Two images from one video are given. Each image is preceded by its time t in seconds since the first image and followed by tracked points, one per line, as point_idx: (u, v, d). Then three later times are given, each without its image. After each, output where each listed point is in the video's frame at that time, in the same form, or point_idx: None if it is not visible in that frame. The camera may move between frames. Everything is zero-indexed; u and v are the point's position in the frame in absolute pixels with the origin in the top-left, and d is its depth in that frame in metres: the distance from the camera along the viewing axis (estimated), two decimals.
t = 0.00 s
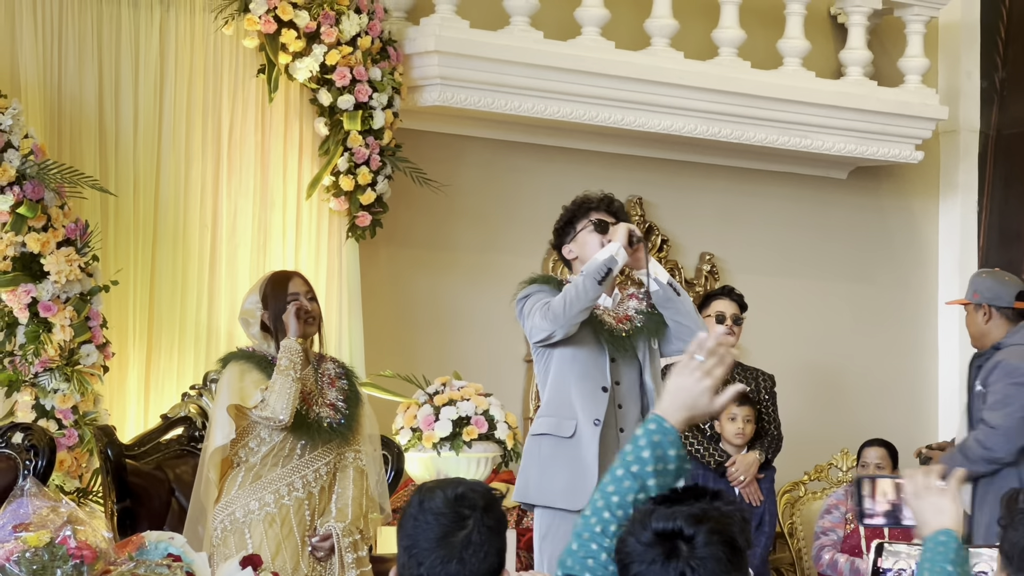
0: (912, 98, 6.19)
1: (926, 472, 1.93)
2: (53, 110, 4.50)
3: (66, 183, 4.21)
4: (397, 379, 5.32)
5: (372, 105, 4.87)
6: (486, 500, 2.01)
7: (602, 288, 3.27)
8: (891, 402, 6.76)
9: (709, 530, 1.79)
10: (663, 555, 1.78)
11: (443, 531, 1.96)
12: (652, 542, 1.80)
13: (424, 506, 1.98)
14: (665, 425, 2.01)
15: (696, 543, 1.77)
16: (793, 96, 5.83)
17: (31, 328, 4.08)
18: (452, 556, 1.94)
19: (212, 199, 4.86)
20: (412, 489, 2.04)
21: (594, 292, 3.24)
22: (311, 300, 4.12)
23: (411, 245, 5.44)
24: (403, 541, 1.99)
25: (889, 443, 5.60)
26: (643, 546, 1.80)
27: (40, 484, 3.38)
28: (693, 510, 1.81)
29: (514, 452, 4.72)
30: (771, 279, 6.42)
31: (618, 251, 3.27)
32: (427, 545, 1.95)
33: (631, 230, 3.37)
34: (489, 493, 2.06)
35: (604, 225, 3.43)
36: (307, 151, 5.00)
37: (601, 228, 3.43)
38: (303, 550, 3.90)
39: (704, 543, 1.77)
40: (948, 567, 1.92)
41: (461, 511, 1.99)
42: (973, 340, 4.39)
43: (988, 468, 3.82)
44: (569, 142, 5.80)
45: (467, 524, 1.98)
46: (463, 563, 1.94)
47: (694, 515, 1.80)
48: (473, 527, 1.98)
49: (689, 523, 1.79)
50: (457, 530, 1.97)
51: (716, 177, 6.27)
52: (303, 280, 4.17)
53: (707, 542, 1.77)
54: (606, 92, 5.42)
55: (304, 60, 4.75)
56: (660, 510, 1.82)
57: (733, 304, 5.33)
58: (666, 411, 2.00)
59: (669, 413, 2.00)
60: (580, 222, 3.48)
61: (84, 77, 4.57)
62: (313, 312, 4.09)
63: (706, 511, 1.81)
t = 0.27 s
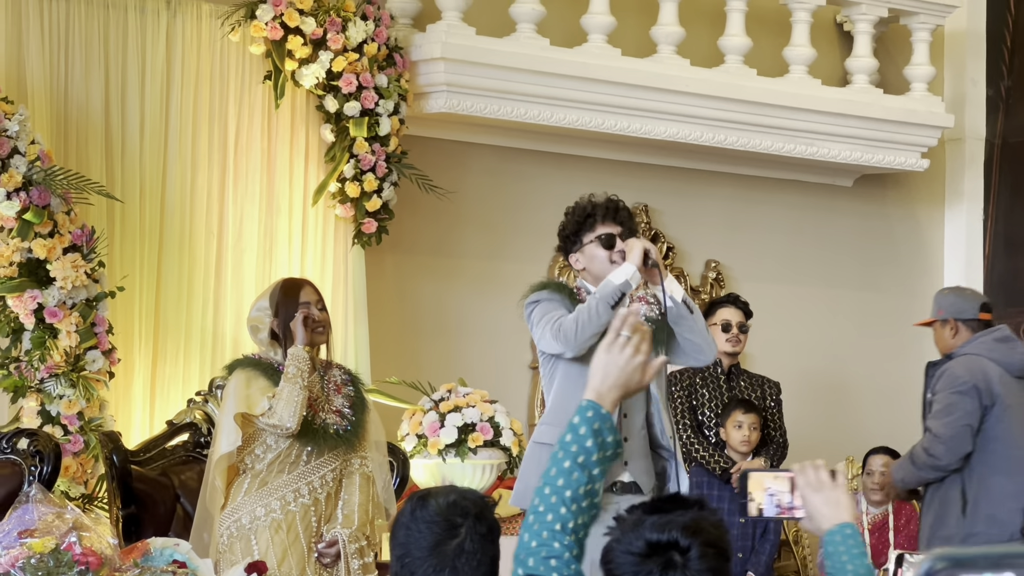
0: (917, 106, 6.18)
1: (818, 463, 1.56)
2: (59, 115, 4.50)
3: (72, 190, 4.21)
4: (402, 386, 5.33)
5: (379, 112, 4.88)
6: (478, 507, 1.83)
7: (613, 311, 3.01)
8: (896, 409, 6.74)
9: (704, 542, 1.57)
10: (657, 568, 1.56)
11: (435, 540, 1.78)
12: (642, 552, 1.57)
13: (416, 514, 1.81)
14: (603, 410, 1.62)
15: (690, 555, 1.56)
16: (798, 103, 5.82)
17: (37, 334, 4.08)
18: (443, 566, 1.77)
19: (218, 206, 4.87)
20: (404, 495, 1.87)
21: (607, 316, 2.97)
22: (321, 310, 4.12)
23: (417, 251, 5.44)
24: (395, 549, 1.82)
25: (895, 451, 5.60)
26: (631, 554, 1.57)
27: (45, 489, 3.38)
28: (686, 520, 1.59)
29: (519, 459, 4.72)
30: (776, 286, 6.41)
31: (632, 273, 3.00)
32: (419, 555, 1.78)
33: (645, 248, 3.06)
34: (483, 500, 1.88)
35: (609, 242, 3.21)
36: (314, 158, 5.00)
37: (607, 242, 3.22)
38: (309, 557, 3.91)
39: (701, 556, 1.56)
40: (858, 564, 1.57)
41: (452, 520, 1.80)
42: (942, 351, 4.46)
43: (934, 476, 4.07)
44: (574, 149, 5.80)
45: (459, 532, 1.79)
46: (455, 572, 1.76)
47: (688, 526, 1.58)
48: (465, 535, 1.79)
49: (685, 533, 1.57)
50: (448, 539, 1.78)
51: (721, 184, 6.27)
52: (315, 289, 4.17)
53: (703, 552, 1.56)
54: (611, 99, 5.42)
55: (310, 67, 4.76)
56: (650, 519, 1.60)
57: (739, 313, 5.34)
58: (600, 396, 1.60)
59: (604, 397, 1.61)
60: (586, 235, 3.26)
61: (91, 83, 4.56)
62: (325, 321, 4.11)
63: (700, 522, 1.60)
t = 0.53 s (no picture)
0: (924, 113, 6.18)
1: (762, 468, 1.83)
2: (66, 120, 4.51)
3: (79, 194, 4.22)
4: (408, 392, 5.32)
5: (385, 118, 4.88)
6: (475, 514, 2.00)
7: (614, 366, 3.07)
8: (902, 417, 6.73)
9: (679, 553, 1.71)
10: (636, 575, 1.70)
11: (433, 546, 1.95)
12: (620, 559, 1.71)
13: (413, 522, 1.97)
14: (551, 409, 1.69)
15: (668, 563, 1.70)
16: (805, 110, 5.82)
17: (44, 338, 4.08)
18: (441, 571, 1.93)
19: (225, 210, 4.87)
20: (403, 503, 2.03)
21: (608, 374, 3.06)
22: (328, 315, 4.12)
23: (423, 257, 5.44)
24: (394, 556, 1.98)
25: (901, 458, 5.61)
26: (608, 561, 1.72)
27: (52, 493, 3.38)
28: (663, 529, 1.74)
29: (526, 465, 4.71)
30: (783, 293, 6.40)
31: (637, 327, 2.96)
32: (417, 561, 1.95)
33: (655, 298, 2.99)
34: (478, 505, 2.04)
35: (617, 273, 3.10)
36: (320, 164, 5.01)
37: (613, 272, 3.11)
38: (316, 561, 3.90)
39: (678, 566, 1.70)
40: (805, 563, 1.80)
41: (449, 527, 1.96)
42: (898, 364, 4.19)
43: (885, 479, 3.78)
44: (581, 156, 5.79)
45: (456, 539, 1.95)
46: None
47: (665, 534, 1.73)
48: (462, 540, 1.95)
49: (663, 541, 1.71)
50: (447, 546, 1.94)
51: (728, 191, 6.26)
52: (320, 295, 4.16)
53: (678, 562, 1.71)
54: (618, 105, 5.42)
55: (317, 72, 4.75)
56: (627, 526, 1.75)
57: (741, 318, 5.30)
58: (547, 391, 1.68)
59: (551, 392, 1.68)
60: (591, 264, 3.15)
61: (98, 88, 4.58)
62: (329, 327, 4.11)
63: (676, 529, 1.75)
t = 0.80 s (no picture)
0: (933, 116, 6.17)
1: (737, 471, 1.99)
2: (75, 121, 4.52)
3: (88, 196, 4.22)
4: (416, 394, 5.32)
5: (394, 120, 4.88)
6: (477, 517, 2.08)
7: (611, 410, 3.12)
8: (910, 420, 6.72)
9: (652, 555, 1.77)
10: None
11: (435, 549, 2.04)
12: (592, 562, 1.76)
13: (414, 525, 2.07)
14: (493, 412, 1.74)
15: (640, 565, 1.75)
16: (813, 113, 5.81)
17: (52, 339, 4.09)
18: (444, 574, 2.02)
19: (233, 212, 4.87)
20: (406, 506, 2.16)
21: (603, 416, 3.10)
22: (328, 314, 4.13)
23: (430, 260, 5.43)
24: (397, 558, 2.09)
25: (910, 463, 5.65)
26: (580, 563, 1.77)
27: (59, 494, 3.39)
28: (635, 530, 1.79)
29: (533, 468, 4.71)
30: (790, 296, 6.39)
31: (633, 376, 3.07)
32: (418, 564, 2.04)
33: (656, 341, 3.08)
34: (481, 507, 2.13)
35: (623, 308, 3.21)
36: (328, 166, 5.00)
37: (620, 305, 3.22)
38: (323, 563, 3.90)
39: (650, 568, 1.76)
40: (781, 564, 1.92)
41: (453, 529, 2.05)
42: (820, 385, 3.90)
43: (805, 499, 3.05)
44: (589, 158, 5.79)
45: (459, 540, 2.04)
46: None
47: (637, 535, 1.78)
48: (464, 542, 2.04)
49: (635, 543, 1.77)
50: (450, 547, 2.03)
51: (736, 194, 6.25)
52: (321, 294, 4.16)
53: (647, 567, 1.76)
54: (626, 108, 5.42)
55: (325, 74, 4.76)
56: (599, 528, 1.79)
57: (743, 321, 5.30)
58: (487, 394, 1.73)
59: (491, 394, 1.74)
60: (599, 294, 3.24)
61: (107, 89, 4.58)
62: (330, 326, 4.12)
63: (647, 531, 1.80)
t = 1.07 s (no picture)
0: (945, 117, 6.15)
1: (732, 479, 2.09)
2: (89, 120, 4.53)
3: (102, 195, 4.23)
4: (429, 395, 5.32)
5: (407, 120, 4.88)
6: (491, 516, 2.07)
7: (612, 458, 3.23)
8: (922, 422, 6.70)
9: (636, 559, 1.85)
10: None
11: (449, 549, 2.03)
12: (575, 567, 1.85)
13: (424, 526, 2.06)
14: (448, 426, 1.99)
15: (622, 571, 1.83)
16: (826, 114, 5.81)
17: (66, 338, 4.10)
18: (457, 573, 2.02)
19: (246, 211, 4.88)
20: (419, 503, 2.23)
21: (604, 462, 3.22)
22: (337, 315, 4.12)
23: (442, 260, 5.43)
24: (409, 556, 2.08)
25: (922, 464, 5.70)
26: (563, 569, 1.86)
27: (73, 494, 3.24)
28: (619, 537, 1.86)
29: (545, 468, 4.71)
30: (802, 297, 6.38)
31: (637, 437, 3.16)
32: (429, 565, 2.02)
33: (664, 402, 3.14)
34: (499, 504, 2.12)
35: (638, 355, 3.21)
36: (341, 166, 5.02)
37: (637, 352, 3.21)
38: (332, 562, 3.90)
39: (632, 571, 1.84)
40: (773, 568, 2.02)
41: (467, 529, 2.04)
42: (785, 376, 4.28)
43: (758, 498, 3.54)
44: (601, 159, 5.79)
45: (473, 539, 2.03)
46: None
47: (621, 542, 1.86)
48: (478, 541, 2.04)
49: (619, 550, 1.85)
50: (463, 546, 2.02)
51: (748, 195, 6.24)
52: (329, 295, 4.17)
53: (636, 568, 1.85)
54: (638, 109, 5.41)
55: (338, 74, 4.76)
56: (583, 534, 1.88)
57: (752, 321, 5.30)
58: (442, 408, 1.99)
59: (445, 408, 2.00)
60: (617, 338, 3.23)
61: (121, 89, 4.59)
62: (340, 328, 4.11)
63: (631, 537, 1.88)
